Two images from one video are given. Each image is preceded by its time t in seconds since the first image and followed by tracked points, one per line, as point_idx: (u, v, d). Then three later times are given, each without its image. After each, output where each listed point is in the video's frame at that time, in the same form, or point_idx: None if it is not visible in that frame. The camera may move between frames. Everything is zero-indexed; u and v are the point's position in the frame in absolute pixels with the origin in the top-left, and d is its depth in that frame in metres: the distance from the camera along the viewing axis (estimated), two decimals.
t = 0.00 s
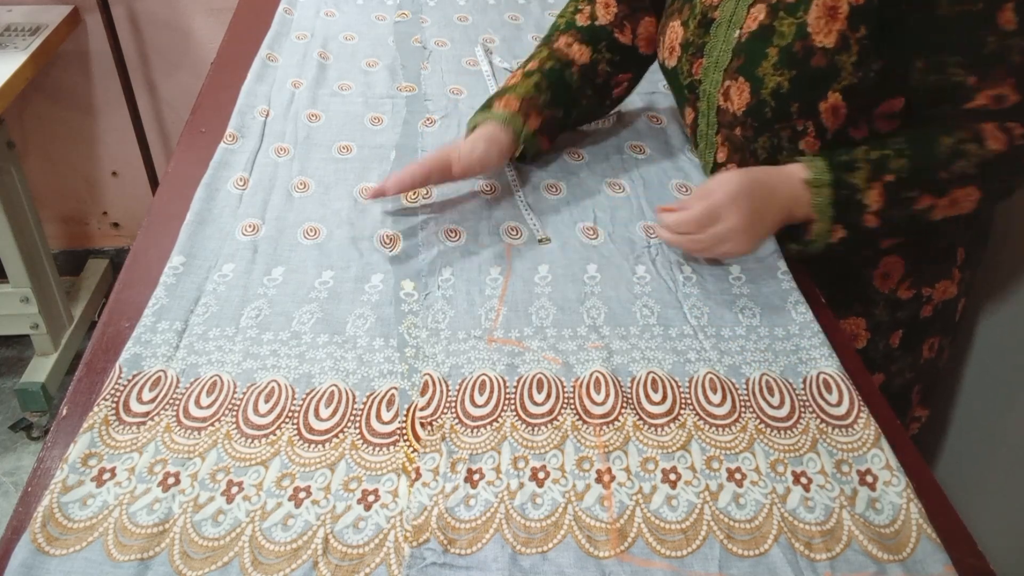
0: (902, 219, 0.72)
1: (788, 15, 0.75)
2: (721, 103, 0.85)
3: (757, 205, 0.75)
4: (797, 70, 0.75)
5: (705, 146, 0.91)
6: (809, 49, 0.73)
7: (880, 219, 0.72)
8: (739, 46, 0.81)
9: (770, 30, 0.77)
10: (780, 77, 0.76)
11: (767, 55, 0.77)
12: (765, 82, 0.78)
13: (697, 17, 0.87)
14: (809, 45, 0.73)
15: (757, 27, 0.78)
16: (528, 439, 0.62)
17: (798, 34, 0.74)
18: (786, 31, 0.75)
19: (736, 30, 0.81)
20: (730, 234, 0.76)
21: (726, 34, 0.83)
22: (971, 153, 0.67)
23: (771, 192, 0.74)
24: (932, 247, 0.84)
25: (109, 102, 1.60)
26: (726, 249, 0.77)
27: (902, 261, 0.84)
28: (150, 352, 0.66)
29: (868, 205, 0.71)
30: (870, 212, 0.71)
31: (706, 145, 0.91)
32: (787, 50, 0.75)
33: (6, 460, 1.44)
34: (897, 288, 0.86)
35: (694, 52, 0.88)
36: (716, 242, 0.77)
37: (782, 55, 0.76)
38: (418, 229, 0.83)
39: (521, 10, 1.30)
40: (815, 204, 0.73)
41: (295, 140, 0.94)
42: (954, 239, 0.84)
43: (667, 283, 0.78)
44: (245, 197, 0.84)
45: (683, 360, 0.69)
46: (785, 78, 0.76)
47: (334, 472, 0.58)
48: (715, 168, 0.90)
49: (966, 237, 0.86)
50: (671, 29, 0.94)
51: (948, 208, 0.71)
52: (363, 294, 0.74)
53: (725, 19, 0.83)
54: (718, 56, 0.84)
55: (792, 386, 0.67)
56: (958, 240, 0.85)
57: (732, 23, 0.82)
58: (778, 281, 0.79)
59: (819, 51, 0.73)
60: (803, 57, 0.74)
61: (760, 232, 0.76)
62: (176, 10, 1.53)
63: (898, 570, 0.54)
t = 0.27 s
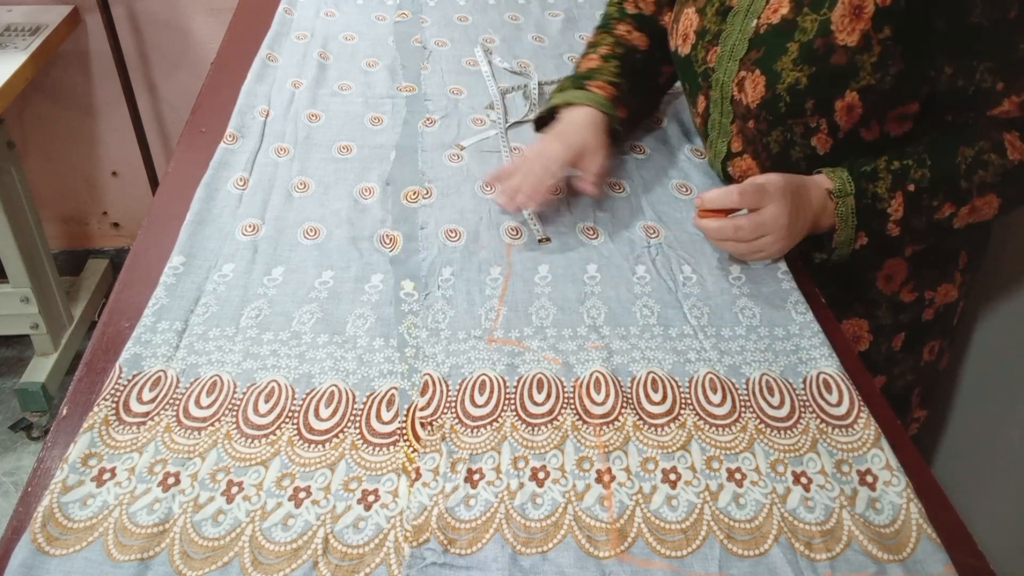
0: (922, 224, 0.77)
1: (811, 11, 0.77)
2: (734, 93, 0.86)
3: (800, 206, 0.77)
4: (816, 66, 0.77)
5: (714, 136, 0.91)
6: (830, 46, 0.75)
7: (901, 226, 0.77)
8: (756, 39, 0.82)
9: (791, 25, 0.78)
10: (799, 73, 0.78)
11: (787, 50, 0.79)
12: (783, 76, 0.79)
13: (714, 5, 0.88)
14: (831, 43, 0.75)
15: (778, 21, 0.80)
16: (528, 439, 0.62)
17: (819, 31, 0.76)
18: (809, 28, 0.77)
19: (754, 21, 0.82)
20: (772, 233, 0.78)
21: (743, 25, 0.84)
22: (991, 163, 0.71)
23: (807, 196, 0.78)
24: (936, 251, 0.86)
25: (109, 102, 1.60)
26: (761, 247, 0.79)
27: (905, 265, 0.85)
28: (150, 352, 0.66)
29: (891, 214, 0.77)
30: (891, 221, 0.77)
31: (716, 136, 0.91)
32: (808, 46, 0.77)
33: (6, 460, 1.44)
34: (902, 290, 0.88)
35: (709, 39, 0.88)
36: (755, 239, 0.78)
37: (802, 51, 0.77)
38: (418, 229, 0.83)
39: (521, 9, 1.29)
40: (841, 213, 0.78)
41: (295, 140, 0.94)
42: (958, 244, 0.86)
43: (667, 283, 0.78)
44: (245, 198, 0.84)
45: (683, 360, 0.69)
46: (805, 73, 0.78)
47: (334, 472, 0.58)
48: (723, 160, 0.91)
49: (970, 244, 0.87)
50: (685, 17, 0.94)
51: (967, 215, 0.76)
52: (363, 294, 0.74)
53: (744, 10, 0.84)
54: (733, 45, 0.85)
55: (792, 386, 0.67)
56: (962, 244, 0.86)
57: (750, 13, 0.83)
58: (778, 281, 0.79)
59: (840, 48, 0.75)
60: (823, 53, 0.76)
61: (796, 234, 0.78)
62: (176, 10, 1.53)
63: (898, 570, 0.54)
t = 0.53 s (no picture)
0: (928, 225, 0.78)
1: (835, 8, 0.76)
2: (754, 88, 0.85)
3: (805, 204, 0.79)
4: (839, 62, 0.76)
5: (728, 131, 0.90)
6: (853, 43, 0.75)
7: (908, 224, 0.79)
8: (776, 33, 0.81)
9: (815, 20, 0.78)
10: (820, 69, 0.78)
11: (809, 46, 0.78)
12: (803, 72, 0.79)
13: None
14: (854, 39, 0.75)
15: (800, 16, 0.79)
16: (528, 439, 0.62)
17: (842, 27, 0.75)
18: (832, 23, 0.76)
19: (776, 16, 0.81)
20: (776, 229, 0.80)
21: (764, 19, 0.83)
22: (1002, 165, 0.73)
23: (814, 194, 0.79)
24: (942, 251, 0.87)
25: (109, 102, 1.60)
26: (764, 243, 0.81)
27: (913, 264, 0.87)
28: (150, 352, 0.66)
29: (899, 213, 0.78)
30: (898, 220, 0.79)
31: (731, 131, 0.90)
32: (830, 42, 0.76)
33: (6, 460, 1.44)
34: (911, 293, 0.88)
35: (729, 33, 0.87)
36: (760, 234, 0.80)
37: (824, 47, 0.77)
38: (418, 229, 0.83)
39: (521, 9, 1.29)
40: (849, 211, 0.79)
41: (295, 140, 0.94)
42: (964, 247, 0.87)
43: (667, 283, 0.78)
44: (245, 198, 0.84)
45: (683, 360, 0.69)
46: (826, 70, 0.77)
47: (334, 472, 0.58)
48: (737, 155, 0.90)
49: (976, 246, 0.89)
50: (704, 10, 0.93)
51: (973, 216, 0.78)
52: (363, 294, 0.74)
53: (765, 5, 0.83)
54: (753, 39, 0.84)
55: (792, 386, 0.67)
56: (967, 246, 0.87)
57: (771, 8, 0.82)
58: (778, 281, 0.79)
59: (863, 45, 0.75)
60: (846, 50, 0.76)
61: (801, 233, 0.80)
62: (176, 10, 1.53)
63: (898, 570, 0.54)
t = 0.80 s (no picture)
0: (863, 226, 0.73)
1: (860, 11, 0.76)
2: (778, 92, 0.85)
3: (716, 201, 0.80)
4: (862, 67, 0.76)
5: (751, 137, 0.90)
6: (877, 48, 0.74)
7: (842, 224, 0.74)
8: (800, 36, 0.81)
9: (840, 23, 0.77)
10: (843, 74, 0.77)
11: (833, 50, 0.78)
12: (827, 76, 0.79)
13: None
14: (879, 44, 0.74)
15: (824, 19, 0.79)
16: (528, 439, 0.62)
17: (868, 31, 0.75)
18: (857, 27, 0.76)
19: (801, 18, 0.81)
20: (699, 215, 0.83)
21: (788, 22, 0.83)
22: (942, 173, 0.68)
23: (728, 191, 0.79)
24: (956, 264, 0.85)
25: (109, 102, 1.60)
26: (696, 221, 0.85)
27: (927, 276, 0.86)
28: (150, 352, 0.66)
29: (834, 209, 0.73)
30: (834, 217, 0.74)
31: (753, 135, 0.90)
32: (855, 46, 0.76)
33: (6, 460, 1.44)
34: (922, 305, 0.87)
35: (751, 34, 0.88)
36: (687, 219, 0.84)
37: (849, 50, 0.76)
38: (418, 229, 0.83)
39: (521, 9, 1.29)
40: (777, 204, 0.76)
41: (295, 140, 0.94)
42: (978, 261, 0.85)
43: (667, 283, 0.78)
44: (244, 198, 0.84)
45: (683, 360, 0.69)
46: (849, 74, 0.77)
47: (334, 472, 0.58)
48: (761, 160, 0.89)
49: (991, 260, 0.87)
50: (725, 11, 0.94)
51: (908, 223, 0.72)
52: (363, 294, 0.74)
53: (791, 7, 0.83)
54: (776, 41, 0.84)
55: (792, 386, 0.67)
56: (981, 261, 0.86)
57: (796, 10, 0.82)
58: (778, 281, 0.79)
59: (887, 51, 0.74)
60: (870, 55, 0.75)
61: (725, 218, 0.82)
62: (176, 10, 1.53)
63: (898, 570, 0.54)
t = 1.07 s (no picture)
0: (830, 259, 0.76)
1: (859, 17, 0.72)
2: (776, 90, 0.83)
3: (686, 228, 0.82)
4: (853, 75, 0.72)
5: (757, 133, 0.88)
6: (870, 56, 0.70)
7: (806, 256, 0.77)
8: (802, 36, 0.79)
9: (838, 27, 0.74)
10: (834, 79, 0.73)
11: (828, 54, 0.74)
12: (818, 80, 0.75)
13: None
14: (871, 52, 0.70)
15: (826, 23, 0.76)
16: (528, 439, 0.62)
17: (863, 37, 0.71)
18: (853, 32, 0.72)
19: (804, 18, 0.80)
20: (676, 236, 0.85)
21: (794, 20, 0.81)
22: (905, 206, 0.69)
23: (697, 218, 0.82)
24: (960, 289, 0.82)
25: (109, 102, 1.60)
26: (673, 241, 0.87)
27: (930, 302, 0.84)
28: (150, 352, 0.66)
29: (795, 242, 0.77)
30: (796, 250, 0.77)
31: (760, 132, 0.88)
32: (849, 52, 0.72)
33: (6, 460, 1.44)
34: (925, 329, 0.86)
35: (760, 29, 0.87)
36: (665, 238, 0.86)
37: (842, 56, 0.73)
38: (418, 229, 0.83)
39: (521, 9, 1.29)
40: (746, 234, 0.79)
41: (295, 140, 0.94)
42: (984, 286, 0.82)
43: (667, 284, 0.78)
44: (244, 198, 0.84)
45: (683, 360, 0.69)
46: (839, 80, 0.73)
47: (334, 472, 0.58)
48: (769, 158, 0.87)
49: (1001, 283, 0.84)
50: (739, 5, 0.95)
51: (878, 256, 0.73)
52: (363, 294, 0.74)
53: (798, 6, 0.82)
54: (779, 41, 0.83)
55: (792, 386, 0.67)
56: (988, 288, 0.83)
57: (802, 9, 0.81)
58: (778, 281, 0.79)
59: (879, 61, 0.69)
60: (862, 62, 0.71)
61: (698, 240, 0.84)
62: (176, 11, 1.53)
63: (898, 571, 0.54)
